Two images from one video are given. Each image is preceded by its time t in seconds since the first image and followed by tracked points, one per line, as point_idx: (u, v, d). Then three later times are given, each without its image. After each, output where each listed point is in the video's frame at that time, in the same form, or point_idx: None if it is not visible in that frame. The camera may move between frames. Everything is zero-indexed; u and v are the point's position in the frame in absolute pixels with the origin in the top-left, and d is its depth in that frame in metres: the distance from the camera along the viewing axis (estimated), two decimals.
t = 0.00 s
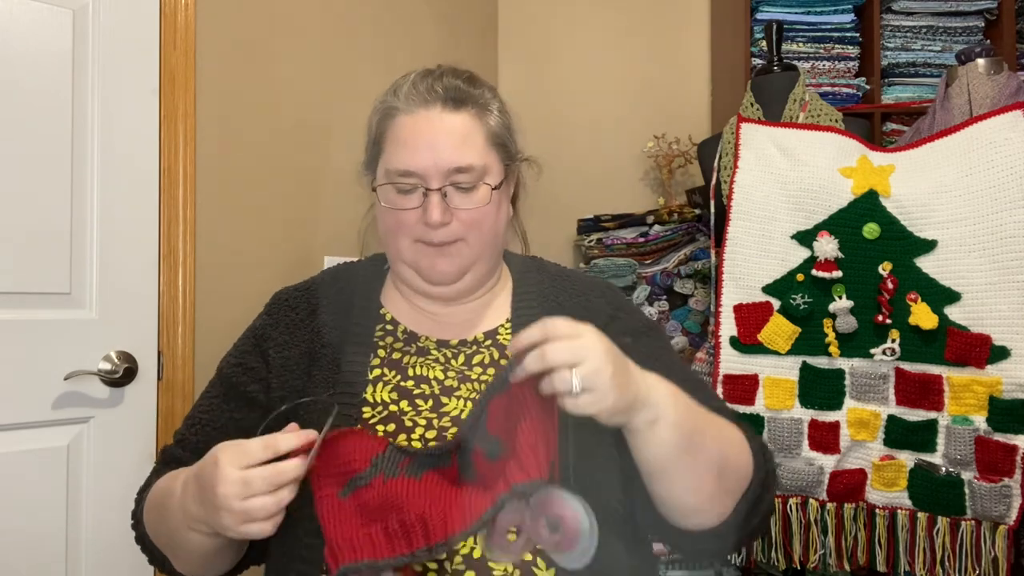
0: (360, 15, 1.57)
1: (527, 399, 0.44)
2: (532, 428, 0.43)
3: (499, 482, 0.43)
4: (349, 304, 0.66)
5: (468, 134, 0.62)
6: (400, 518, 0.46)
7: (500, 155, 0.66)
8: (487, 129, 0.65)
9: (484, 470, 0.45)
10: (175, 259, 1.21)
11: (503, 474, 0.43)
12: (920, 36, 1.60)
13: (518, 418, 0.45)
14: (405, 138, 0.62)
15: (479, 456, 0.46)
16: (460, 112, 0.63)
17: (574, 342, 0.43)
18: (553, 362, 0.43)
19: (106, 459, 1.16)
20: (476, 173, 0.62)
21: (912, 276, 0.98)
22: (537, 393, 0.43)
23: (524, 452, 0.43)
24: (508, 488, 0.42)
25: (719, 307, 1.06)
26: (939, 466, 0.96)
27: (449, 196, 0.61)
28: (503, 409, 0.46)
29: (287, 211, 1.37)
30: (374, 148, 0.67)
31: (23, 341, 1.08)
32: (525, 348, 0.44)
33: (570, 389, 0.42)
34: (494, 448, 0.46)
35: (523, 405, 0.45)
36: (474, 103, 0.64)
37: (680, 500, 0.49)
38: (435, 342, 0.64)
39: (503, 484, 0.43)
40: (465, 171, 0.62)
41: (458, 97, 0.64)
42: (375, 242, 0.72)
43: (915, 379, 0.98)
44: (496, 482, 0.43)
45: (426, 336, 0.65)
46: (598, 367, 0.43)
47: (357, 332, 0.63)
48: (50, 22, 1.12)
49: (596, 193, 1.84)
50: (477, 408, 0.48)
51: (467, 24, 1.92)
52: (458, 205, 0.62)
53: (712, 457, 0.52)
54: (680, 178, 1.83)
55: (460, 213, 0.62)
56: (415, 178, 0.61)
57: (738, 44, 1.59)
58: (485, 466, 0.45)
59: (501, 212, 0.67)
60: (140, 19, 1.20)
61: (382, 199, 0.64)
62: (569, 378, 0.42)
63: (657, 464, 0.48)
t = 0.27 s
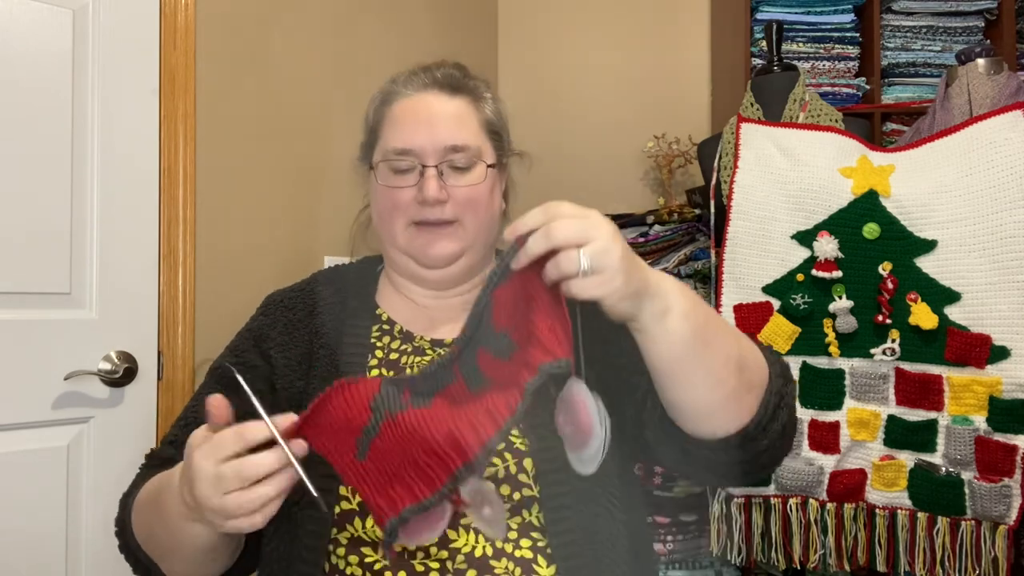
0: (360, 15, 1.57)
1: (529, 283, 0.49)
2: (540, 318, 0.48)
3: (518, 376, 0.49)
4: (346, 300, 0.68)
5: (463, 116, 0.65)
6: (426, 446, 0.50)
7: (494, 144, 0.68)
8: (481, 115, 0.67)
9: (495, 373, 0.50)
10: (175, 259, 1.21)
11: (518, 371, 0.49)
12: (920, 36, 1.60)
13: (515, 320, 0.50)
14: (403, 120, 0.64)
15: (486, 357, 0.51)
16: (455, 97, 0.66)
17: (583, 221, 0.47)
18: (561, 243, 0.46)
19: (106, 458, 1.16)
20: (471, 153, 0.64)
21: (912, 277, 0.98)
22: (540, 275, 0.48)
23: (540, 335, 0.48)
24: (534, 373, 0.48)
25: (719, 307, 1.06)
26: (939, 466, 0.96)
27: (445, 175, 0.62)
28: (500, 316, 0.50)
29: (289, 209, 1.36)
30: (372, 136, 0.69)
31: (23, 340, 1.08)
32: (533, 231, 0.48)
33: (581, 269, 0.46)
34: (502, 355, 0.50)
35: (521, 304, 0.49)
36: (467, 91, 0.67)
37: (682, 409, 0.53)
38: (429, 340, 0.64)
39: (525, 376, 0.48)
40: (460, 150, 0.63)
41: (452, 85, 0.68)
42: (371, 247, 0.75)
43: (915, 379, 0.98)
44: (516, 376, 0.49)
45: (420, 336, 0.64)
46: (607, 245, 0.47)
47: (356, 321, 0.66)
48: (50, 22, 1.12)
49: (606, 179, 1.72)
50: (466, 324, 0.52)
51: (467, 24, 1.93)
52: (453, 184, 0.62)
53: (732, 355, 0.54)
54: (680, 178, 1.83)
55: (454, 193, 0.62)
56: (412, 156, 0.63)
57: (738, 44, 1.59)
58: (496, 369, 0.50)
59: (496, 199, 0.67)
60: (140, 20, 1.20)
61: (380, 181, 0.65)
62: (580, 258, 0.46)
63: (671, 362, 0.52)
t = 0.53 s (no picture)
0: (359, 15, 1.57)
1: (556, 237, 0.51)
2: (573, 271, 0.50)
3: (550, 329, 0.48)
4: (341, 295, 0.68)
5: (457, 106, 0.68)
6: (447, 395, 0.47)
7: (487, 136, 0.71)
8: (475, 108, 0.70)
9: (519, 332, 0.50)
10: (175, 258, 1.20)
11: (547, 326, 0.49)
12: (920, 36, 1.60)
13: (543, 278, 0.51)
14: (399, 109, 0.67)
15: (506, 314, 0.51)
16: (449, 89, 0.70)
17: (630, 186, 0.49)
18: (607, 202, 0.48)
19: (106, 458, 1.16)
20: (466, 139, 0.67)
21: (912, 277, 0.98)
22: (569, 224, 0.50)
23: (578, 290, 0.49)
24: (569, 325, 0.47)
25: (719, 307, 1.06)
26: (939, 466, 0.96)
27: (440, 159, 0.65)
28: (523, 270, 0.51)
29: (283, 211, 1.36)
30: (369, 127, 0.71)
31: (23, 341, 1.08)
32: (576, 183, 0.49)
33: (626, 232, 0.48)
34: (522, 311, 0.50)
35: (547, 260, 0.51)
36: (461, 86, 0.71)
37: (682, 383, 0.53)
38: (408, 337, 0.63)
39: (559, 328, 0.48)
40: (455, 136, 0.66)
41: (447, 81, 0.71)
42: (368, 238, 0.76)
43: (915, 379, 0.98)
44: (547, 330, 0.48)
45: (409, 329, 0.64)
46: (654, 216, 0.49)
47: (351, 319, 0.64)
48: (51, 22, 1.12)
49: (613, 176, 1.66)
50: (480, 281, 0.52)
51: (466, 25, 1.93)
52: (448, 167, 0.64)
53: (739, 333, 0.53)
54: (680, 178, 1.83)
55: (449, 176, 0.64)
56: (407, 140, 0.65)
57: (738, 44, 1.59)
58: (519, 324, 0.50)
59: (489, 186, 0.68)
60: (140, 20, 1.20)
61: (374, 166, 0.67)
62: (625, 221, 0.48)
63: (679, 333, 0.52)
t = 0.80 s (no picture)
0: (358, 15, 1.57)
1: (532, 220, 0.50)
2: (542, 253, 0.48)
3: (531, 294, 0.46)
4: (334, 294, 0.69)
5: (462, 104, 0.69)
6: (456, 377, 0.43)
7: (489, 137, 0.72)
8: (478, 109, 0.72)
9: (507, 311, 0.46)
10: (175, 258, 1.21)
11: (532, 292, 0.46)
12: (920, 36, 1.60)
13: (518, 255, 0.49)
14: (403, 104, 0.68)
15: (492, 300, 0.47)
16: (452, 89, 0.72)
17: (601, 176, 0.49)
18: (577, 192, 0.49)
19: (106, 458, 1.16)
20: (469, 134, 0.66)
21: (913, 277, 0.98)
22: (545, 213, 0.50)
23: (542, 269, 0.47)
24: (547, 293, 0.45)
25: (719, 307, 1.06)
26: (940, 466, 0.96)
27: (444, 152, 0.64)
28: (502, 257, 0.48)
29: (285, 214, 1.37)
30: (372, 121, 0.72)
31: (23, 341, 1.08)
32: (548, 172, 0.49)
33: (593, 223, 0.49)
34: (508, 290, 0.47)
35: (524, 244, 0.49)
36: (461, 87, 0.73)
37: (675, 379, 0.55)
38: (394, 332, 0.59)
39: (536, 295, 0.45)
40: (459, 132, 0.66)
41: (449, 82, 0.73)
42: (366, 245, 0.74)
43: (915, 379, 0.98)
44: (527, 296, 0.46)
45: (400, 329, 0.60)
46: (623, 208, 0.50)
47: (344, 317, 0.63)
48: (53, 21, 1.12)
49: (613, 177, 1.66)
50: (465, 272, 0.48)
51: (466, 25, 1.93)
52: (451, 161, 0.64)
53: (724, 328, 0.57)
54: (680, 178, 1.83)
55: (451, 170, 0.63)
56: (410, 132, 0.64)
57: (738, 44, 1.60)
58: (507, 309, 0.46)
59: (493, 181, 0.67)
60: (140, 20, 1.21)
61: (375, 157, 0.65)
62: (594, 211, 0.49)
63: (667, 328, 0.54)
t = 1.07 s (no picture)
0: (358, 15, 1.57)
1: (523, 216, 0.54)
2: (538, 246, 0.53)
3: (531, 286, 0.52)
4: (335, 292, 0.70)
5: (463, 105, 0.69)
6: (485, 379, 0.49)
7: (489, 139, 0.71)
8: (479, 110, 0.71)
9: (512, 305, 0.52)
10: (175, 258, 1.21)
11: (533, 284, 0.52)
12: (920, 36, 1.60)
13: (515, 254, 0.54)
14: (405, 100, 0.68)
15: (498, 297, 0.53)
16: (454, 88, 0.71)
17: (585, 164, 0.49)
18: (561, 180, 0.49)
19: (106, 458, 1.16)
20: (470, 130, 0.67)
21: (913, 277, 0.98)
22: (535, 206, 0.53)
23: (537, 259, 0.53)
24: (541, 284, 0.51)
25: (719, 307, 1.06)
26: (940, 466, 0.96)
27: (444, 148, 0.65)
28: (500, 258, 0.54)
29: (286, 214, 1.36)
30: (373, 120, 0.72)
31: (23, 341, 1.08)
32: (533, 165, 0.52)
33: (580, 210, 0.49)
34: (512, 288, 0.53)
35: (518, 244, 0.54)
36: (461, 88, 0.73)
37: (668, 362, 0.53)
38: (418, 339, 0.64)
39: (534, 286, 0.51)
40: (460, 128, 0.67)
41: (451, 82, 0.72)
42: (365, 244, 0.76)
43: (915, 379, 0.98)
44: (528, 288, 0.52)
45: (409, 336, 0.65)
46: (608, 191, 0.49)
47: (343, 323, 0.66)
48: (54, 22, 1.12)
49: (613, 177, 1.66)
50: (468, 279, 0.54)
51: (466, 25, 1.93)
52: (451, 156, 0.65)
53: (726, 310, 0.54)
54: (680, 178, 1.83)
55: (451, 165, 0.64)
56: (410, 128, 0.66)
57: (738, 45, 1.60)
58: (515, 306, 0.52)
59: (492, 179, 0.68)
60: (140, 20, 1.20)
61: (376, 152, 0.68)
62: (579, 198, 0.49)
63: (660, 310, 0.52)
